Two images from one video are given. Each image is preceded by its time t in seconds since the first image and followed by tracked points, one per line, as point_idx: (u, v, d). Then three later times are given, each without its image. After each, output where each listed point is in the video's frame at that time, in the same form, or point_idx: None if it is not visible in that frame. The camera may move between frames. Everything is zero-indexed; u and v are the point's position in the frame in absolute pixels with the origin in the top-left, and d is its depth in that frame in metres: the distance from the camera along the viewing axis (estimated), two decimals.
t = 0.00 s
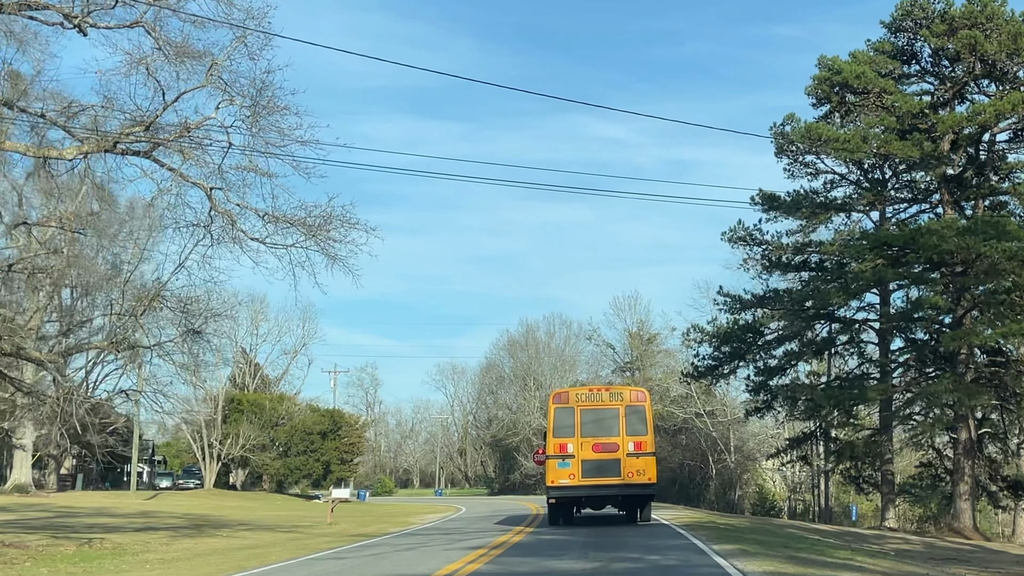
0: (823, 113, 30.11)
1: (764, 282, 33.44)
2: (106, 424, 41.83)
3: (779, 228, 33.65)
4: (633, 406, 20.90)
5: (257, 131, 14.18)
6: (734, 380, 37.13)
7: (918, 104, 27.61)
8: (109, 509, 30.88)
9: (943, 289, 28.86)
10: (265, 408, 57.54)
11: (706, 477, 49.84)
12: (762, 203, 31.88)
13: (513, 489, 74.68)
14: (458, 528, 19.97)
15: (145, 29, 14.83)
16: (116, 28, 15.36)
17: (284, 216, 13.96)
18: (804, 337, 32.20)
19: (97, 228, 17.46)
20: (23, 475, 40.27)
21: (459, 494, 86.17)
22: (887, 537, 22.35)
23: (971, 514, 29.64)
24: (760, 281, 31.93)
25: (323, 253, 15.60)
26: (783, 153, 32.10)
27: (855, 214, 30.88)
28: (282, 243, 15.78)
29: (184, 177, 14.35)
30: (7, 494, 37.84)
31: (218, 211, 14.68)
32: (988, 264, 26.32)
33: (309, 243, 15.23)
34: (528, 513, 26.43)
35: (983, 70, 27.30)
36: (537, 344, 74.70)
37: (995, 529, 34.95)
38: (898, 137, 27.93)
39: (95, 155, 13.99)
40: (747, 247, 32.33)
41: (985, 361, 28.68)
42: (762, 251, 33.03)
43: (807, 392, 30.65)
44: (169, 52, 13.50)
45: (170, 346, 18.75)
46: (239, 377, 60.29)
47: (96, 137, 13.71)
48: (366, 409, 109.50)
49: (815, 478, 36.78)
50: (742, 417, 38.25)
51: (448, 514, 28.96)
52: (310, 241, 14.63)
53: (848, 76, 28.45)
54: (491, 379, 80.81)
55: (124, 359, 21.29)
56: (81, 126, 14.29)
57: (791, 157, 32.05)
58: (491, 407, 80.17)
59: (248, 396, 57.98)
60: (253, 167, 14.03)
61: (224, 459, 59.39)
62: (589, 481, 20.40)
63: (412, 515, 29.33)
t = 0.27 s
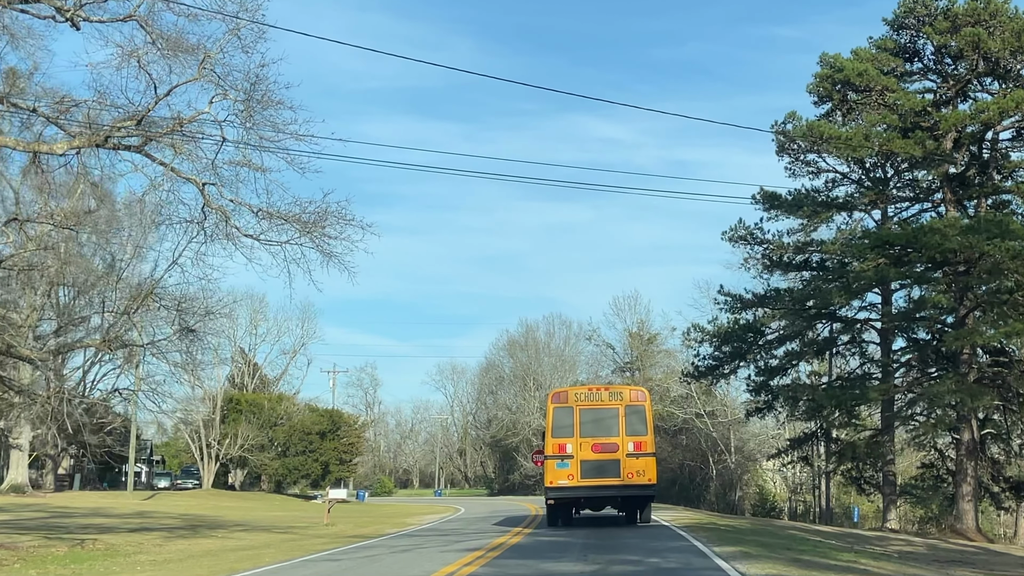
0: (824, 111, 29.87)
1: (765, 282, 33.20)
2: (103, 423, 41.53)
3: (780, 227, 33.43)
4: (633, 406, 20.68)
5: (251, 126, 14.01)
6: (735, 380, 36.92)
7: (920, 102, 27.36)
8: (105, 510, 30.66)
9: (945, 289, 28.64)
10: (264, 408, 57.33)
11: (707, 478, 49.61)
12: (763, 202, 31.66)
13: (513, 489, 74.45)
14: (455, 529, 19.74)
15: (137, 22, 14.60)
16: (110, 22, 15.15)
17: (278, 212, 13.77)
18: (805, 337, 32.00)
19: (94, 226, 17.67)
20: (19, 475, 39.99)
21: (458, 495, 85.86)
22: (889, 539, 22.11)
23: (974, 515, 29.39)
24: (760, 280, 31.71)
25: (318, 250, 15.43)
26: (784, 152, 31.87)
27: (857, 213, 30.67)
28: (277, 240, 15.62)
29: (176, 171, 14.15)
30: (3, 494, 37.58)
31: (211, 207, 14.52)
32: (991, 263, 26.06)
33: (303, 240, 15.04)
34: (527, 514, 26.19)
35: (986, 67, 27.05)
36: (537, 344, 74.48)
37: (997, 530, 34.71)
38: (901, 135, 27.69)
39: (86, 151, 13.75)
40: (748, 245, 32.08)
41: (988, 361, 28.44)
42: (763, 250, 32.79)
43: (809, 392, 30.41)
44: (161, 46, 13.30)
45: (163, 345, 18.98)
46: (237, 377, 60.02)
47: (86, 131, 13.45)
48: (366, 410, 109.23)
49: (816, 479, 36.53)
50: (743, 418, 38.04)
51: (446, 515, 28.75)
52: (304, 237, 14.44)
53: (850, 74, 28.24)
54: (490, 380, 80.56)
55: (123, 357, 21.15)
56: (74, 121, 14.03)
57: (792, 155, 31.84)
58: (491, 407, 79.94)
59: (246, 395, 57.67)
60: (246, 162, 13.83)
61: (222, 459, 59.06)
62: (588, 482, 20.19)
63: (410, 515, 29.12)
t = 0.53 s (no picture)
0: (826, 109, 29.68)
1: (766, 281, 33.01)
2: (101, 422, 41.37)
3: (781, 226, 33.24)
4: (633, 406, 20.50)
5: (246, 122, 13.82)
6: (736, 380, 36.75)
7: (923, 100, 27.13)
8: (102, 510, 30.50)
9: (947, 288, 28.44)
10: (263, 408, 57.29)
11: (707, 478, 49.40)
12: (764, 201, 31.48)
13: (513, 489, 74.27)
14: (453, 530, 19.56)
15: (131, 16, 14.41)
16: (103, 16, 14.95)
17: (273, 209, 13.58)
18: (806, 338, 31.84)
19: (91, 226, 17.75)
20: (16, 474, 39.84)
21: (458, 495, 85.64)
22: (891, 541, 21.90)
23: (976, 516, 29.18)
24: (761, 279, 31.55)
25: (314, 248, 15.24)
26: (785, 150, 31.69)
27: (859, 212, 30.49)
28: (273, 238, 15.45)
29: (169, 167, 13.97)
30: None
31: (206, 205, 14.35)
32: (994, 262, 25.84)
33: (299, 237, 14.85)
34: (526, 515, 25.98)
35: (990, 65, 26.84)
36: (537, 344, 74.30)
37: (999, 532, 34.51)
38: (903, 134, 27.48)
39: (78, 146, 13.61)
40: (749, 245, 31.89)
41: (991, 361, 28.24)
42: (764, 249, 32.61)
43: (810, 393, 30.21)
44: (156, 42, 13.12)
45: (158, 343, 19.18)
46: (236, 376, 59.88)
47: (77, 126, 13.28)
48: (365, 410, 109.06)
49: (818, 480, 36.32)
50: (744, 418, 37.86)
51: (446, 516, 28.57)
52: (300, 234, 14.25)
53: (852, 71, 28.06)
54: (491, 380, 80.37)
55: (121, 356, 21.02)
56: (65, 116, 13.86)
57: (794, 154, 31.65)
58: (491, 408, 79.75)
59: (246, 395, 57.62)
60: (241, 158, 13.64)
61: (221, 459, 58.85)
62: (588, 482, 20.01)
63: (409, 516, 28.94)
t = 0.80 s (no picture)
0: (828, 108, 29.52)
1: (767, 281, 32.83)
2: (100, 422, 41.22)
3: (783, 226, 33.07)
4: (633, 406, 20.31)
5: (242, 118, 13.68)
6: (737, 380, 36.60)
7: (926, 98, 26.95)
8: (100, 511, 30.33)
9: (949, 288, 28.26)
10: (263, 408, 56.98)
11: (708, 479, 49.20)
12: (766, 200, 31.31)
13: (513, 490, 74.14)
14: (451, 531, 19.36)
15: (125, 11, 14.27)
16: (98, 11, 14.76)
17: (270, 205, 13.42)
18: (808, 338, 31.66)
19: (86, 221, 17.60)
20: (15, 475, 39.70)
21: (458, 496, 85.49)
22: (895, 542, 21.73)
23: (979, 517, 28.97)
24: (762, 279, 31.35)
25: (312, 245, 15.08)
26: (787, 149, 31.52)
27: (861, 211, 30.33)
28: (270, 235, 15.30)
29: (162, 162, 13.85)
30: None
31: (201, 201, 14.21)
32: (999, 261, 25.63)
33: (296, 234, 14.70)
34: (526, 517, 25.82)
35: (993, 63, 26.67)
36: (538, 344, 74.18)
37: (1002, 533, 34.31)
38: (905, 132, 27.28)
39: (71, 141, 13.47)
40: (751, 244, 31.72)
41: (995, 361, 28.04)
42: (766, 249, 32.44)
43: (813, 393, 30.01)
44: (151, 36, 12.99)
45: (155, 341, 19.04)
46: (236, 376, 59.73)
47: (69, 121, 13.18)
48: (366, 410, 108.91)
49: (820, 480, 36.14)
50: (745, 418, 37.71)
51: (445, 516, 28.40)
52: (297, 231, 14.09)
53: (854, 69, 27.93)
54: (491, 380, 80.24)
55: (120, 355, 20.92)
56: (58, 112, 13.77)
57: (795, 153, 31.50)
58: (491, 408, 79.62)
59: (246, 396, 57.22)
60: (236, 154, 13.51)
61: (221, 460, 58.64)
62: (588, 483, 19.84)
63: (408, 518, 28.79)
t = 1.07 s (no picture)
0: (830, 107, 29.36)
1: (769, 281, 32.69)
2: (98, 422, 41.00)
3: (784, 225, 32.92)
4: (634, 406, 20.17)
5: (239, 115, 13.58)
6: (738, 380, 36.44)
7: (929, 97, 26.80)
8: (98, 512, 30.21)
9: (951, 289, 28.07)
10: (263, 408, 56.79)
11: (709, 480, 49.05)
12: (767, 199, 31.16)
13: (514, 490, 74.00)
14: (451, 532, 19.20)
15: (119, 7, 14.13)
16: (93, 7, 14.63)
17: (267, 203, 13.31)
18: (809, 338, 31.51)
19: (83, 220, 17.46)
20: (13, 475, 39.57)
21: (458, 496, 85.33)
22: (898, 544, 21.58)
23: (982, 519, 28.80)
24: (764, 279, 31.19)
25: (310, 244, 14.97)
26: (788, 149, 31.36)
27: (863, 211, 30.18)
28: (267, 234, 15.19)
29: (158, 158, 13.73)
30: None
31: (198, 199, 14.11)
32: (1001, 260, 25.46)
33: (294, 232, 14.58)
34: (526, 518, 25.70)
35: (996, 62, 26.52)
36: (539, 345, 74.04)
37: (1004, 534, 34.17)
38: (908, 131, 27.10)
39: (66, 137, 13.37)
40: (752, 243, 31.57)
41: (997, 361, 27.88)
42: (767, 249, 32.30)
43: (814, 394, 29.85)
44: (148, 33, 12.91)
45: (152, 341, 18.87)
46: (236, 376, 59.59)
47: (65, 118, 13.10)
48: (366, 411, 108.78)
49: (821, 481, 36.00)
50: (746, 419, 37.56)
51: (445, 517, 28.28)
52: (294, 229, 13.98)
53: (856, 68, 27.81)
54: (492, 380, 80.09)
55: (120, 355, 20.84)
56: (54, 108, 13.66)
57: (796, 152, 31.35)
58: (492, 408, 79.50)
59: (247, 396, 56.92)
60: (233, 151, 13.40)
61: (221, 460, 58.46)
62: (589, 483, 19.70)
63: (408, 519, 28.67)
